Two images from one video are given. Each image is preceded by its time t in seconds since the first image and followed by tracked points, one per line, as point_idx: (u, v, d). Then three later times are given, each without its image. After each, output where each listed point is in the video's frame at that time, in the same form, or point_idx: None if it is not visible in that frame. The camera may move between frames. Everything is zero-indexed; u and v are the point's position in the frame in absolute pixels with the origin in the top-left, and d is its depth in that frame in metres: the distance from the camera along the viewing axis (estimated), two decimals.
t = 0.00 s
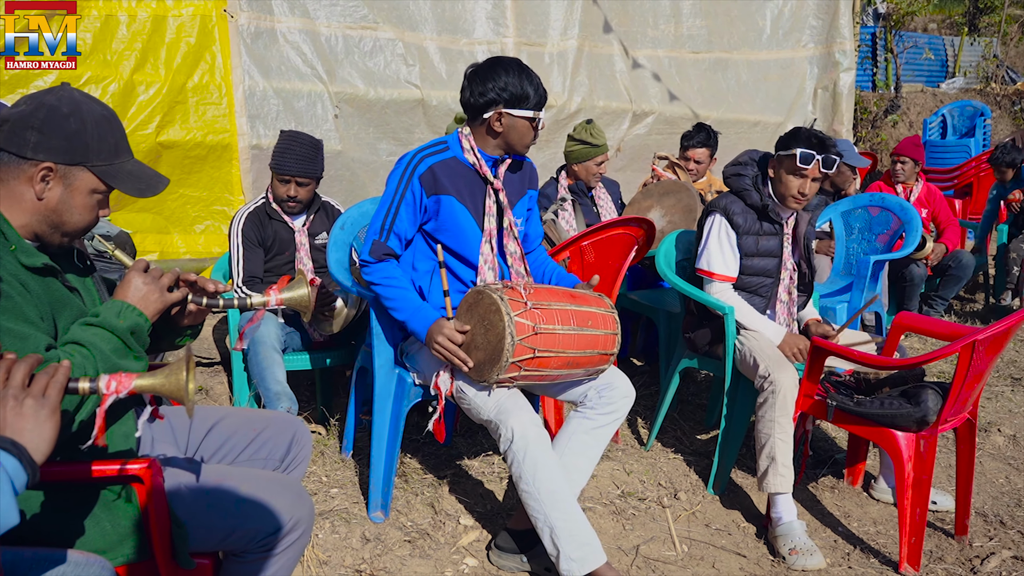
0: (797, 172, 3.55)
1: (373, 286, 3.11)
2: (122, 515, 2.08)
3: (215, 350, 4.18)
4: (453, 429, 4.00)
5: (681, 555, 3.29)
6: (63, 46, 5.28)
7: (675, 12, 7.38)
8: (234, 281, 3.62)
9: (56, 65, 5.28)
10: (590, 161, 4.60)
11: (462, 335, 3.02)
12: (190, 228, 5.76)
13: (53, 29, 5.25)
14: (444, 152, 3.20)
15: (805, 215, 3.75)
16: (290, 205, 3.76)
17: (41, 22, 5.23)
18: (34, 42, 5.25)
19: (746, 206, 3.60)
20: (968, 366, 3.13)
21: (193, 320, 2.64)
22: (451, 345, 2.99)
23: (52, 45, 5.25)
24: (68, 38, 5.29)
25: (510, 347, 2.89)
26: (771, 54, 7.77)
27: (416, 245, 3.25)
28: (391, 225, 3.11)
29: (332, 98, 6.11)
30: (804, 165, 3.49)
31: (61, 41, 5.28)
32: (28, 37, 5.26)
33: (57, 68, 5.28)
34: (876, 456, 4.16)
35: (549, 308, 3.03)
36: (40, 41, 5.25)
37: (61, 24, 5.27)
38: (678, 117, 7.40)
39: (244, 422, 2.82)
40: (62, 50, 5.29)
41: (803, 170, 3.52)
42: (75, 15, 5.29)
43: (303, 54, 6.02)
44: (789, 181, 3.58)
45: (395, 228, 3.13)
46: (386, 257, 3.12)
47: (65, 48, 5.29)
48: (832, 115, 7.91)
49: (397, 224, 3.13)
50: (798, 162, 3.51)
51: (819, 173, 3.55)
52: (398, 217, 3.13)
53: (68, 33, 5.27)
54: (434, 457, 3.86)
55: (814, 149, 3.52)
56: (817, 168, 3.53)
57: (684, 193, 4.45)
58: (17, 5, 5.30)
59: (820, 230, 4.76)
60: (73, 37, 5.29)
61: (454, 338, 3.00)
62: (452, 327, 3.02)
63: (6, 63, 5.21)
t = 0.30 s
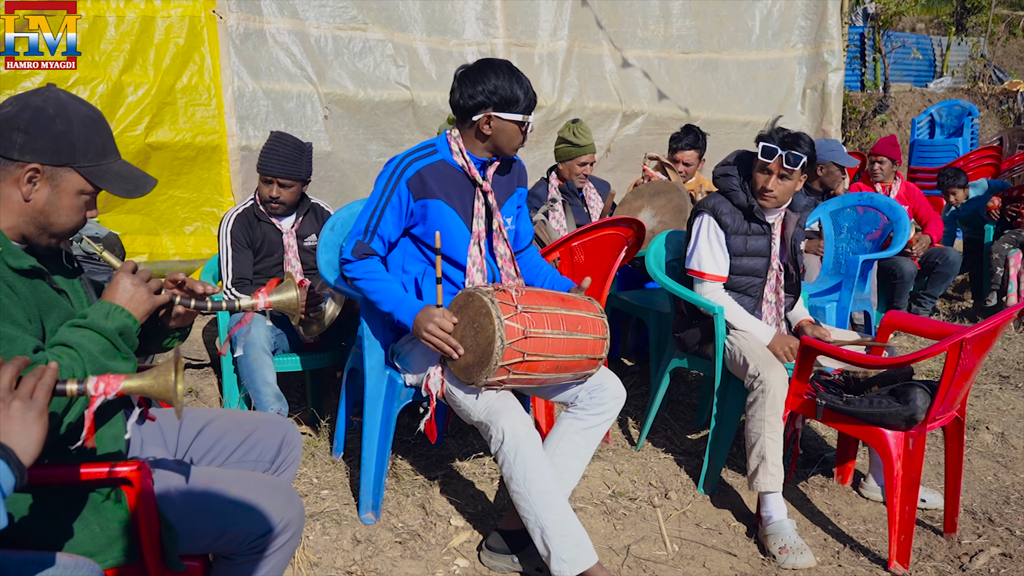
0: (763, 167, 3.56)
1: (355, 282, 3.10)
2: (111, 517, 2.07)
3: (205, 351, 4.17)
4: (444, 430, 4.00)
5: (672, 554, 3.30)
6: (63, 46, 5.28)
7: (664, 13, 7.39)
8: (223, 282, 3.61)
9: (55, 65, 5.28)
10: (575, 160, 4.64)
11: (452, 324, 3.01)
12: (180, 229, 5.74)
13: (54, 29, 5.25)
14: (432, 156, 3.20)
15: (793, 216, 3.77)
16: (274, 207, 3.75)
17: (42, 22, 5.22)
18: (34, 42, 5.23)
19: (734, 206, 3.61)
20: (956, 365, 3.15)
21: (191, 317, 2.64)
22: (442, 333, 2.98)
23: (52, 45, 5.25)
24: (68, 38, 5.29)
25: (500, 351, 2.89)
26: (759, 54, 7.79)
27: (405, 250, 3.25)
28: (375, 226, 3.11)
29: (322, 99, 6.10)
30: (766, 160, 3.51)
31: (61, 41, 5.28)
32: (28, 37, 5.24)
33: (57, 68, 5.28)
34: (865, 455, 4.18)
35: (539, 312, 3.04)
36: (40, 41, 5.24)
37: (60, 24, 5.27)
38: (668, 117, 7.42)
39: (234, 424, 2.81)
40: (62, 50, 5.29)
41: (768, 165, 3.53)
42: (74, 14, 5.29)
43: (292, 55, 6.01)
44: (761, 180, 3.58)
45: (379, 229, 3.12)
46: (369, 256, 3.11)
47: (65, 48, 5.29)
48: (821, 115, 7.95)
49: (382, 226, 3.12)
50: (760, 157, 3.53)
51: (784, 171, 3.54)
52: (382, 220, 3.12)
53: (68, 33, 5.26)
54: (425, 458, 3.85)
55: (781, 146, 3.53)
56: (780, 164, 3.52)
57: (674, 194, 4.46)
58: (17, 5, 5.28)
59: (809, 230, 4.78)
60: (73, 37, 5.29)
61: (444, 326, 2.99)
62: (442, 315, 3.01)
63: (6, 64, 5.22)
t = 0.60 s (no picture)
0: (749, 170, 3.59)
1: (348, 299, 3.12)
2: (100, 522, 2.07)
3: (195, 355, 4.15)
4: (435, 433, 4.00)
5: (663, 556, 3.31)
6: (63, 46, 5.29)
7: (655, 16, 7.42)
8: (213, 286, 3.61)
9: (56, 65, 5.26)
10: (561, 163, 4.65)
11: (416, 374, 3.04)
12: (170, 233, 5.72)
13: (54, 29, 5.27)
14: (424, 161, 3.20)
15: (785, 219, 3.75)
16: (262, 209, 3.73)
17: (41, 22, 5.26)
18: (34, 42, 5.24)
19: (723, 209, 3.63)
20: (944, 366, 3.17)
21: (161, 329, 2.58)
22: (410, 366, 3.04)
23: (52, 45, 5.26)
24: (68, 38, 5.30)
25: (493, 351, 2.89)
26: (749, 57, 7.82)
27: (399, 255, 3.25)
28: (370, 234, 3.12)
29: (312, 102, 6.10)
30: (751, 162, 3.54)
31: (61, 41, 5.29)
32: (28, 38, 5.26)
33: (56, 67, 5.25)
34: (855, 456, 4.19)
35: (532, 312, 3.04)
36: (40, 41, 5.25)
37: (60, 24, 5.28)
38: (658, 119, 7.43)
39: (224, 428, 2.81)
40: (62, 51, 5.29)
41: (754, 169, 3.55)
42: (75, 14, 5.31)
43: (282, 58, 6.00)
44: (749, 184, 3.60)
45: (374, 237, 3.14)
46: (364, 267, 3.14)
47: (65, 48, 5.29)
48: (811, 117, 8.00)
49: (376, 234, 3.14)
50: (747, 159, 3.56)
51: (770, 174, 3.54)
52: (376, 227, 3.14)
53: (68, 33, 5.28)
54: (416, 461, 3.85)
55: (769, 149, 3.53)
56: (765, 167, 3.53)
57: (665, 196, 4.47)
58: (16, 5, 5.32)
59: (800, 231, 4.83)
60: (73, 37, 5.30)
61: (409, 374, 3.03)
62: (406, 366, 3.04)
63: (6, 63, 5.24)
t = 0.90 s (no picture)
0: (742, 172, 3.61)
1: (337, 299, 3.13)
2: (89, 527, 2.05)
3: (185, 358, 4.14)
4: (427, 436, 4.00)
5: (654, 557, 3.31)
6: (63, 46, 5.29)
7: (645, 18, 7.43)
8: (203, 289, 3.60)
9: (56, 65, 5.27)
10: (551, 165, 4.63)
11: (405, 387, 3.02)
12: (160, 236, 5.72)
13: (54, 29, 5.27)
14: (411, 162, 3.21)
15: (775, 220, 3.77)
16: (253, 213, 3.73)
17: (41, 22, 5.27)
18: (34, 42, 5.26)
19: (715, 210, 3.64)
20: (934, 366, 3.18)
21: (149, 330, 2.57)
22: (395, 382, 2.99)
23: (52, 45, 5.26)
24: (68, 38, 5.30)
25: (483, 351, 2.89)
26: (740, 59, 7.84)
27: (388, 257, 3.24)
28: (360, 237, 3.13)
29: (302, 105, 6.09)
30: (744, 164, 3.56)
31: (61, 41, 5.29)
32: (28, 38, 5.27)
33: (57, 68, 5.27)
34: (846, 456, 4.21)
35: (522, 313, 3.05)
36: (40, 41, 5.27)
37: (61, 25, 5.29)
38: (649, 121, 7.44)
39: (214, 430, 2.80)
40: (62, 51, 5.30)
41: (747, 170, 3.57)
42: (75, 15, 5.33)
43: (272, 61, 6.00)
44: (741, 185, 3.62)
45: (364, 239, 3.15)
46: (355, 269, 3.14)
47: (65, 48, 5.30)
48: (801, 119, 8.05)
49: (367, 235, 3.15)
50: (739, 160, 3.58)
51: (763, 175, 3.56)
52: (366, 229, 3.14)
53: (69, 33, 5.29)
54: (408, 463, 3.85)
55: (761, 151, 3.55)
56: (758, 168, 3.55)
57: (655, 198, 4.48)
58: (16, 5, 5.37)
59: (790, 233, 4.85)
60: (73, 37, 5.31)
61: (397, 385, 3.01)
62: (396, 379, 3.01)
63: (6, 63, 5.24)
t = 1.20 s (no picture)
0: (737, 181, 3.59)
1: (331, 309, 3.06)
2: (76, 531, 2.02)
3: (174, 360, 4.11)
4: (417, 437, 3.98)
5: (646, 558, 3.30)
6: (63, 46, 5.27)
7: (636, 18, 7.43)
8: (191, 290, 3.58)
9: (56, 65, 5.24)
10: (539, 165, 4.61)
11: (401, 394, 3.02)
12: (148, 237, 5.69)
13: (53, 29, 5.24)
14: (402, 162, 3.19)
15: (766, 221, 3.79)
16: (241, 213, 3.71)
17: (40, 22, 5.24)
18: (34, 42, 5.21)
19: (706, 212, 3.63)
20: (924, 367, 3.18)
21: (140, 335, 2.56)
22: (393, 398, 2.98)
23: (53, 45, 5.22)
24: (68, 38, 5.29)
25: (473, 354, 2.88)
26: (731, 59, 7.84)
27: (377, 257, 3.23)
28: (354, 238, 3.08)
29: (292, 105, 6.07)
30: (739, 173, 3.54)
31: (61, 41, 5.27)
32: (28, 37, 5.22)
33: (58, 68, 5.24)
34: (837, 456, 4.20)
35: (512, 315, 3.03)
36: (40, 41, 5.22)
37: (60, 25, 5.27)
38: (640, 120, 7.43)
39: (203, 432, 2.78)
40: (62, 50, 5.27)
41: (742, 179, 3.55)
42: (75, 14, 5.32)
43: (261, 60, 5.97)
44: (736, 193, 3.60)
45: (357, 241, 3.10)
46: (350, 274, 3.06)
47: (65, 48, 5.28)
48: (792, 119, 8.06)
49: (360, 237, 3.10)
50: (734, 171, 3.56)
51: (759, 181, 3.55)
52: (359, 231, 3.09)
53: (69, 33, 5.27)
54: (398, 465, 3.83)
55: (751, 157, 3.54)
56: (754, 175, 3.54)
57: (646, 198, 4.48)
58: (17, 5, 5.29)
59: (781, 233, 4.85)
60: (73, 37, 5.29)
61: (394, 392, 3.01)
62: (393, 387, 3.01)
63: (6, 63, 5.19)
